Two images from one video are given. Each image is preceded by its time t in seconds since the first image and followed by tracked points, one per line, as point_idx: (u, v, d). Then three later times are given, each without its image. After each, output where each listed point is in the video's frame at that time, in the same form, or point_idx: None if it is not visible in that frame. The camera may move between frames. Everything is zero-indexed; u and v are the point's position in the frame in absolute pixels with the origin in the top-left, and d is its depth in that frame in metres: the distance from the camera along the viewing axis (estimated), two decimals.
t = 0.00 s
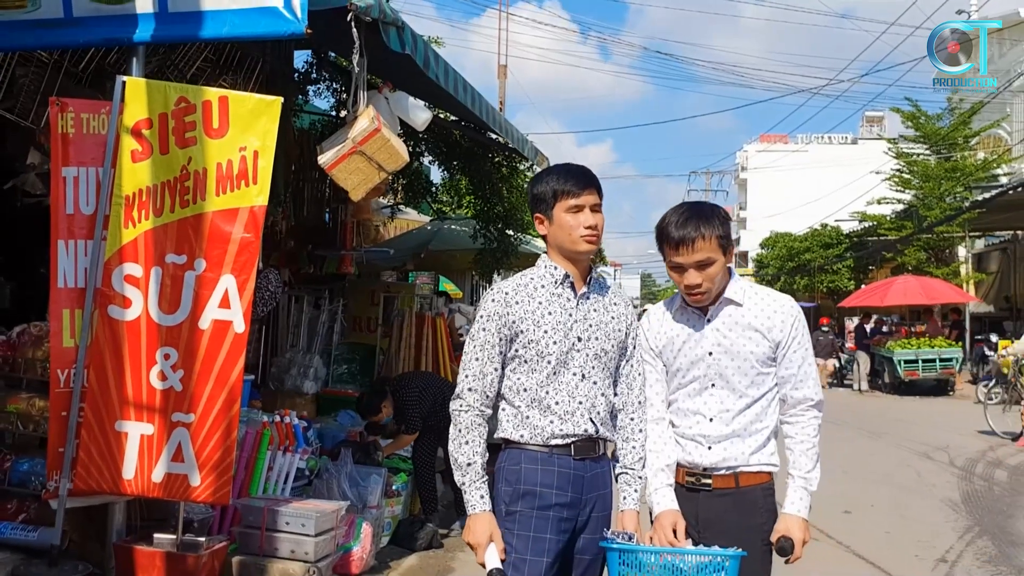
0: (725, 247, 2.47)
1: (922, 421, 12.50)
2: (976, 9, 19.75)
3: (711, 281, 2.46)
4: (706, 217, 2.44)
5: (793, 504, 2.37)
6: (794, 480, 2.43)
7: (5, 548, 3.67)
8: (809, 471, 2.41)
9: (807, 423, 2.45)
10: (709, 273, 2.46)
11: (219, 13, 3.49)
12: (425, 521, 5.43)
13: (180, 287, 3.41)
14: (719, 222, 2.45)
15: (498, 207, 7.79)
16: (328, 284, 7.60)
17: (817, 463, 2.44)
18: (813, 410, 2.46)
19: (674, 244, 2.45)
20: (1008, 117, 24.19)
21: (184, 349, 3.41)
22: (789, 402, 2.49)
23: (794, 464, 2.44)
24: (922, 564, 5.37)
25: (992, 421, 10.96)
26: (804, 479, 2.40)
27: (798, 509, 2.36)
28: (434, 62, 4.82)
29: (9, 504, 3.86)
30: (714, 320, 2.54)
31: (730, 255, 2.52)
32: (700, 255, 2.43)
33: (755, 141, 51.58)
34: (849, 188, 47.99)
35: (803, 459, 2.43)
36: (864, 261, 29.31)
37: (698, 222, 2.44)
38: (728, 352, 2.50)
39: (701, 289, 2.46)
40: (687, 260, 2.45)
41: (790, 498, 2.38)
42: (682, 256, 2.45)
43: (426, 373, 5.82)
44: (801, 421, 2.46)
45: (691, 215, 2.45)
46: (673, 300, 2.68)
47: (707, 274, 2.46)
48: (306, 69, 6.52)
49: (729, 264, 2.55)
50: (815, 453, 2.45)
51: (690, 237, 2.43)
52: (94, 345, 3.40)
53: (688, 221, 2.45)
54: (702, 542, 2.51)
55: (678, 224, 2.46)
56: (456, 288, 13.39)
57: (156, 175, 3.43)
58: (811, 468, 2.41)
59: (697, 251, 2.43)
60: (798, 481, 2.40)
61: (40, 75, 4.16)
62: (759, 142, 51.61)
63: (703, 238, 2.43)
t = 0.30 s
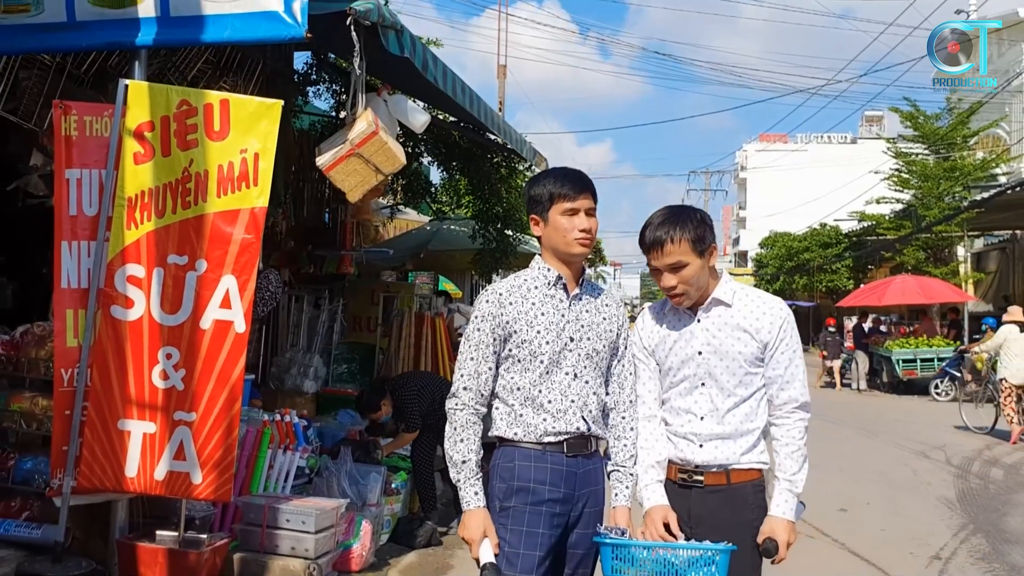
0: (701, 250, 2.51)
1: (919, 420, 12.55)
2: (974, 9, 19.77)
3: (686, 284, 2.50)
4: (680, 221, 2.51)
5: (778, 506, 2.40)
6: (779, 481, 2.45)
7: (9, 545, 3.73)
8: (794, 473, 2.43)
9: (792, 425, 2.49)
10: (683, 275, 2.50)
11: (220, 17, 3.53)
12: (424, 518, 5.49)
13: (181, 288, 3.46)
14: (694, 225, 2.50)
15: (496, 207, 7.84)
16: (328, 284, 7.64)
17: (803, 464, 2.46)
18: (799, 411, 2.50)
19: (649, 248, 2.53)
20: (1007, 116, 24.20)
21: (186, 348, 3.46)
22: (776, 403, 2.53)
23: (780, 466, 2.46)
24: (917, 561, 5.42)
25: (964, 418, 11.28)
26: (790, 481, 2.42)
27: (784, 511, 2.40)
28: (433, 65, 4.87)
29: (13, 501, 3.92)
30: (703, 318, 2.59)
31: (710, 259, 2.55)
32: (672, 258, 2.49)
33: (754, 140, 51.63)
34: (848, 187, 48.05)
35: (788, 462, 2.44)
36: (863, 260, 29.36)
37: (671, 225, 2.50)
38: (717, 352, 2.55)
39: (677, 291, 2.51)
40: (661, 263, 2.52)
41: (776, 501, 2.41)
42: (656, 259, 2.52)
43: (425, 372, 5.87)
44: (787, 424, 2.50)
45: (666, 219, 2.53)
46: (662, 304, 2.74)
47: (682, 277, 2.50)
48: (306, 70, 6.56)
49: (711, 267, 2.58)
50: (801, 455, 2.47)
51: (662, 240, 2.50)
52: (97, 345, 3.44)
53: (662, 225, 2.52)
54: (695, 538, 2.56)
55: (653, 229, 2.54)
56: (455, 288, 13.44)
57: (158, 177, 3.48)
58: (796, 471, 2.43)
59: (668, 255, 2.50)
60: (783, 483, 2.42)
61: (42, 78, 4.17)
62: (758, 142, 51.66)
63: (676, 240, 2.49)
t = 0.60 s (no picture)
0: (671, 249, 2.55)
1: (918, 418, 12.59)
2: (974, 8, 19.79)
3: (654, 282, 2.57)
4: (654, 220, 2.57)
5: (764, 500, 2.42)
6: (768, 476, 2.47)
7: (15, 541, 3.76)
8: (783, 469, 2.44)
9: (783, 421, 2.50)
10: (650, 273, 2.57)
11: (224, 18, 3.56)
12: (425, 515, 5.53)
13: (185, 286, 3.49)
14: (667, 225, 2.55)
15: (497, 205, 7.87)
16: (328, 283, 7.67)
17: (793, 460, 2.47)
18: (790, 409, 2.51)
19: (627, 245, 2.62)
20: (1006, 115, 24.22)
21: (190, 347, 3.49)
22: (769, 401, 2.55)
23: (769, 461, 2.48)
24: (913, 558, 5.46)
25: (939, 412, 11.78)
26: (778, 476, 2.44)
27: (769, 506, 2.41)
28: (433, 65, 4.89)
29: (17, 498, 3.95)
30: (696, 317, 2.63)
31: (683, 258, 2.58)
32: (640, 256, 2.56)
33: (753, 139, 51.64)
34: (847, 186, 48.07)
35: (778, 457, 2.46)
36: (863, 259, 29.40)
37: (644, 223, 2.58)
38: (710, 351, 2.58)
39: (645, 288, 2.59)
40: (635, 260, 2.60)
41: (763, 495, 2.43)
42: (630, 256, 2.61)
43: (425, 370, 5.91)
44: (779, 420, 2.51)
45: (646, 217, 2.59)
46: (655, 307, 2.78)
47: (650, 275, 2.57)
48: (307, 69, 6.58)
49: (689, 266, 2.60)
50: (793, 452, 2.48)
51: (633, 237, 2.58)
52: (101, 343, 3.47)
53: (640, 223, 2.59)
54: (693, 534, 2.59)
55: (634, 225, 2.62)
56: (455, 286, 13.48)
57: (162, 177, 3.51)
58: (785, 466, 2.44)
59: (636, 253, 2.57)
60: (771, 478, 2.44)
61: (47, 78, 4.21)
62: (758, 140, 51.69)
63: (644, 239, 2.55)
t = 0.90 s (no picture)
0: (662, 251, 2.57)
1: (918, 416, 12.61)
2: (972, 6, 19.81)
3: (645, 283, 2.59)
4: (648, 223, 2.59)
5: (761, 500, 2.45)
6: (763, 475, 2.49)
7: (20, 540, 3.79)
8: (778, 467, 2.46)
9: (778, 420, 2.51)
10: (641, 275, 2.59)
11: (227, 20, 3.59)
12: (425, 514, 5.57)
13: (188, 287, 3.52)
14: (658, 227, 2.57)
15: (496, 205, 7.90)
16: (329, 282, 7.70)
17: (788, 458, 2.48)
18: (784, 407, 2.52)
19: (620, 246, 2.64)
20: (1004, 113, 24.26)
21: (193, 347, 3.51)
22: (763, 400, 2.56)
23: (766, 460, 2.50)
24: (912, 555, 5.49)
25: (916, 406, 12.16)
26: (773, 475, 2.46)
27: (766, 505, 2.43)
28: (433, 66, 4.91)
29: (21, 497, 3.98)
30: (687, 319, 2.65)
31: (675, 260, 2.60)
32: (632, 258, 2.59)
33: (752, 137, 51.65)
34: (846, 184, 48.09)
35: (772, 456, 2.48)
36: (861, 256, 29.41)
37: (637, 225, 2.60)
38: (702, 352, 2.61)
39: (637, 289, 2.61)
40: (628, 262, 2.62)
41: (759, 495, 2.46)
42: (621, 257, 2.64)
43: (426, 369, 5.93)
44: (773, 418, 2.52)
45: (640, 219, 2.61)
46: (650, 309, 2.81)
47: (642, 277, 2.59)
48: (307, 69, 6.59)
49: (681, 268, 2.61)
50: (788, 450, 2.50)
51: (625, 238, 2.61)
52: (105, 343, 3.50)
53: (633, 224, 2.62)
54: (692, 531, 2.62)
55: (627, 227, 2.64)
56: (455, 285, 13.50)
57: (165, 178, 3.54)
58: (780, 465, 2.46)
59: (629, 254, 2.60)
60: (766, 477, 2.46)
61: (49, 79, 4.23)
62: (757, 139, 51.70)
63: (637, 241, 2.58)
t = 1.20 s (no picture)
0: (670, 253, 2.61)
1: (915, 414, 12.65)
2: (969, 5, 19.87)
3: (652, 284, 2.62)
4: (653, 225, 2.61)
5: (759, 493, 2.48)
6: (762, 469, 2.53)
7: (24, 539, 3.82)
8: (775, 461, 2.51)
9: (776, 416, 2.58)
10: (648, 276, 2.61)
11: (228, 23, 3.62)
12: (425, 512, 5.60)
13: (190, 287, 3.55)
14: (666, 230, 2.60)
15: (495, 204, 7.94)
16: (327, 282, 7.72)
17: (786, 453, 2.54)
18: (782, 404, 2.59)
19: (624, 247, 2.65)
20: (1001, 111, 24.32)
21: (195, 347, 3.54)
22: (761, 397, 2.62)
23: (763, 455, 2.54)
24: (909, 553, 5.54)
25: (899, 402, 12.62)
26: (771, 469, 2.50)
27: (764, 499, 2.46)
28: (432, 67, 4.95)
29: (24, 496, 4.01)
30: (687, 320, 2.68)
31: (681, 261, 2.64)
32: (640, 259, 2.61)
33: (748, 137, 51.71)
34: (843, 183, 48.17)
35: (771, 450, 2.53)
36: (858, 255, 29.48)
37: (643, 226, 2.62)
38: (703, 351, 2.65)
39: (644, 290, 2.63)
40: (633, 263, 2.64)
41: (757, 488, 2.49)
42: (627, 258, 2.65)
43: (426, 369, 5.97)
44: (771, 415, 2.59)
45: (646, 220, 2.63)
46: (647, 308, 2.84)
47: (649, 278, 2.62)
48: (304, 70, 6.61)
49: (685, 269, 2.66)
50: (785, 445, 2.55)
51: (632, 239, 2.62)
52: (108, 343, 3.53)
53: (637, 226, 2.64)
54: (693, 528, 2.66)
55: (631, 229, 2.65)
56: (452, 284, 13.53)
57: (167, 180, 3.57)
58: (778, 459, 2.51)
59: (635, 256, 2.62)
60: (764, 471, 2.50)
61: (51, 81, 4.26)
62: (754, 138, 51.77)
63: (644, 243, 2.60)
